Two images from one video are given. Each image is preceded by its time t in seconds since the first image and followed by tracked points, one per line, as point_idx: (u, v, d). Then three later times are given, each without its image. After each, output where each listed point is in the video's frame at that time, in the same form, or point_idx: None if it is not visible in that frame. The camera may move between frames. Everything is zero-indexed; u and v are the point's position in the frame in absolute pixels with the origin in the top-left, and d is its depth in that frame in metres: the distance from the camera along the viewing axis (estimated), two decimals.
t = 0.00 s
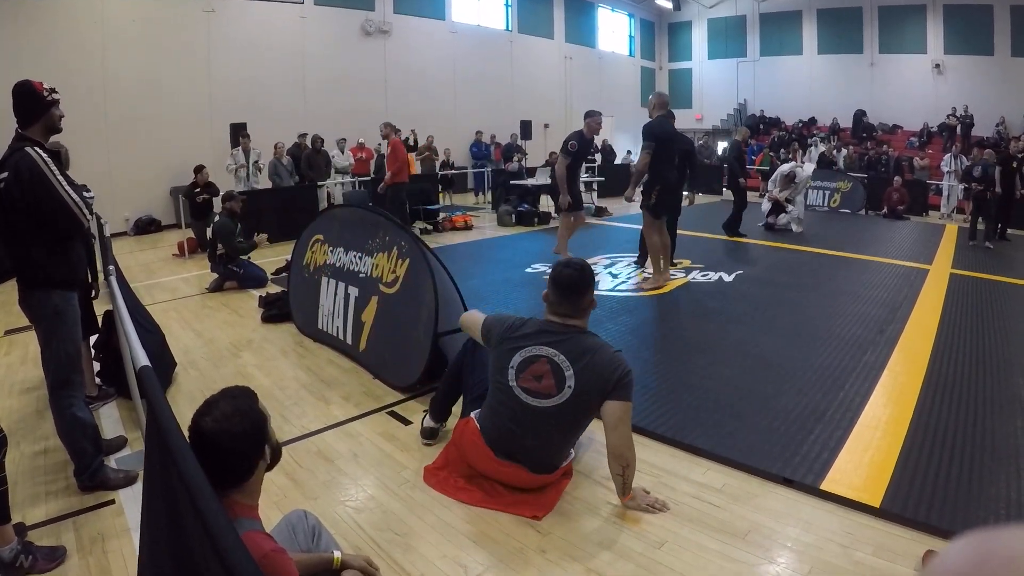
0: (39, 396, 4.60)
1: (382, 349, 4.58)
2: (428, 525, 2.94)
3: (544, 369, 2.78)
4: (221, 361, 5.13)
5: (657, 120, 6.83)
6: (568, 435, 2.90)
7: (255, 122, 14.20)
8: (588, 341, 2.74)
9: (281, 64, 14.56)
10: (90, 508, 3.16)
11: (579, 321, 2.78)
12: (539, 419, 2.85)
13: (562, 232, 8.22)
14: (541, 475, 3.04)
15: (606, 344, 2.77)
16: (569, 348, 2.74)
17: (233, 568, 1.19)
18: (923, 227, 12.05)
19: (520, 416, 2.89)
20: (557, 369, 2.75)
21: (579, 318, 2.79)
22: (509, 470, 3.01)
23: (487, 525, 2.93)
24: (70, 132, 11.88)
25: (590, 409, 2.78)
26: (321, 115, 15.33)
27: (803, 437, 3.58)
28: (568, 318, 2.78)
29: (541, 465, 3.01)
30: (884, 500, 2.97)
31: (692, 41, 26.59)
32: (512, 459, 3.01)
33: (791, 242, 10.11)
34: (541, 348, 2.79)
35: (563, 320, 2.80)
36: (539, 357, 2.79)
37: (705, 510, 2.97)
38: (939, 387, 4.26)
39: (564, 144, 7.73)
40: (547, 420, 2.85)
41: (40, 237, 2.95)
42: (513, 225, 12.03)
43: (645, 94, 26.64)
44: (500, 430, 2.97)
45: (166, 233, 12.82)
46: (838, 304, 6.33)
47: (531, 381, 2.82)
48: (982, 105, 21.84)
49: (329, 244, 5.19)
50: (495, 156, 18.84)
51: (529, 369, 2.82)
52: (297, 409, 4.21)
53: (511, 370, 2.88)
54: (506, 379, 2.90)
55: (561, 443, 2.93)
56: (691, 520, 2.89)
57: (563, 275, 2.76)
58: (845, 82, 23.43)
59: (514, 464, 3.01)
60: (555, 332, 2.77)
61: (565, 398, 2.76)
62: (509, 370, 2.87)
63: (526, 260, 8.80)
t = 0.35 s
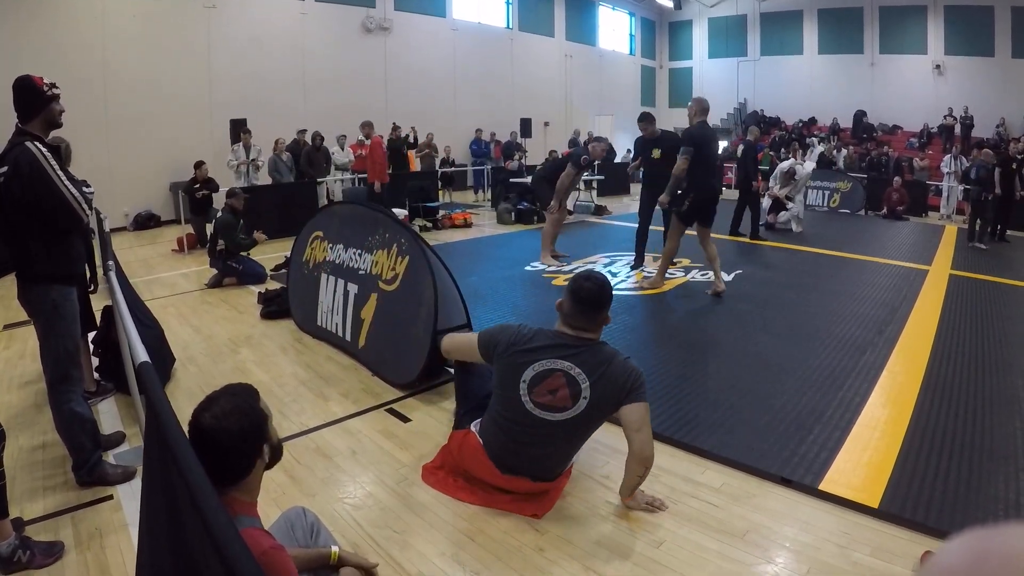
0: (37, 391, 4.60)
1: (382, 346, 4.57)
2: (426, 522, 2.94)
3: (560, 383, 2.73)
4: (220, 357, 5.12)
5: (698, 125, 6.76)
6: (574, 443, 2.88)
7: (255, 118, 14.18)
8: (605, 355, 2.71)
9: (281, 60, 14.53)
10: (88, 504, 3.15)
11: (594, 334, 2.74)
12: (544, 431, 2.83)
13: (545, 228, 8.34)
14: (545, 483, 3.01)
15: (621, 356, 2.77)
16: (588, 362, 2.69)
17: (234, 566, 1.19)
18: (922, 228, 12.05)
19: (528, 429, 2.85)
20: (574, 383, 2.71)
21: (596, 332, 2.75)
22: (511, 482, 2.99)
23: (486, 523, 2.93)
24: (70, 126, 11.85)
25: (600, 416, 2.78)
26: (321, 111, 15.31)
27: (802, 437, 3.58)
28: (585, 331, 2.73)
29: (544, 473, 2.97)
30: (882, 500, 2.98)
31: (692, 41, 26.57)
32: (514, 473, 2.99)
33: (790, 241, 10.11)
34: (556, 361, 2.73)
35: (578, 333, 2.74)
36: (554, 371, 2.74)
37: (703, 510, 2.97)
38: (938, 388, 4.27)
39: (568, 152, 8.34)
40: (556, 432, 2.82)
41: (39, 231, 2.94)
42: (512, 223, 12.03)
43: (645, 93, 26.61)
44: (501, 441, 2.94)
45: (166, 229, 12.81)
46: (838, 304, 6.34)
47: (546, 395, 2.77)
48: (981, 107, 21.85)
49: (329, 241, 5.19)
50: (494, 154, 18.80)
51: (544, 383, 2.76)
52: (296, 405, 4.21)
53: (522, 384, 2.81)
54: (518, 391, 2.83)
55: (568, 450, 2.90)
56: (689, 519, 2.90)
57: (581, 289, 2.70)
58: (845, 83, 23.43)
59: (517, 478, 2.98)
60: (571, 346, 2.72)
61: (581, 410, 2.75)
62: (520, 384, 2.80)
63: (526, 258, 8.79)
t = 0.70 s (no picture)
0: (39, 389, 4.60)
1: (383, 345, 4.57)
2: (427, 522, 2.95)
3: (530, 370, 2.77)
4: (222, 356, 5.13)
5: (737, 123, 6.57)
6: (555, 438, 2.90)
7: (256, 118, 14.20)
8: (577, 347, 2.74)
9: (283, 59, 14.54)
10: (89, 501, 3.16)
11: (568, 326, 2.78)
12: (518, 424, 2.88)
13: (544, 228, 8.32)
14: (529, 483, 3.03)
15: (596, 352, 2.79)
16: (557, 351, 2.73)
17: (234, 566, 1.19)
18: (924, 228, 12.04)
19: (503, 419, 2.90)
20: (543, 371, 2.74)
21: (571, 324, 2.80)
22: (493, 480, 3.05)
23: (487, 522, 2.93)
24: (72, 125, 11.86)
25: (575, 411, 2.76)
26: (322, 110, 15.31)
27: (803, 438, 3.58)
28: (560, 322, 2.79)
29: (527, 470, 3.00)
30: (883, 501, 2.98)
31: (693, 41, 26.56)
32: (497, 470, 3.05)
33: (791, 242, 10.12)
34: (527, 348, 2.78)
35: (552, 323, 2.80)
36: (525, 357, 2.78)
37: (705, 511, 2.97)
38: (939, 389, 4.26)
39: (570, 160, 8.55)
40: (530, 425, 2.85)
41: (41, 229, 2.94)
42: (514, 223, 12.04)
43: (646, 93, 26.61)
44: (485, 440, 3.01)
45: (168, 227, 12.82)
46: (838, 304, 6.34)
47: (516, 381, 2.81)
48: (982, 107, 21.82)
49: (331, 240, 5.19)
50: (496, 154, 18.79)
51: (515, 368, 2.81)
52: (297, 404, 4.21)
53: (495, 368, 2.88)
54: (493, 377, 2.89)
55: (549, 445, 2.92)
56: (689, 520, 2.90)
57: (558, 281, 2.79)
58: (847, 83, 23.40)
59: (499, 476, 3.04)
60: (543, 333, 2.77)
61: (549, 400, 2.76)
62: (494, 367, 2.87)
63: (527, 258, 8.79)
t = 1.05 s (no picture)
0: (42, 390, 4.61)
1: (386, 346, 4.57)
2: (431, 522, 2.94)
3: (470, 355, 2.92)
4: (224, 356, 5.14)
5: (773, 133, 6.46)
6: (522, 419, 2.96)
7: (258, 119, 14.21)
8: (511, 328, 2.90)
9: (285, 60, 14.56)
10: (92, 502, 3.17)
11: (501, 308, 2.95)
12: (479, 410, 2.99)
13: (544, 228, 8.28)
14: (508, 469, 3.06)
15: (533, 332, 2.94)
16: (491, 333, 2.89)
17: (237, 567, 1.19)
18: (926, 227, 12.02)
19: (464, 408, 3.03)
20: (482, 354, 2.90)
21: (504, 305, 2.97)
22: (472, 471, 3.11)
23: (490, 523, 2.93)
24: (75, 126, 11.87)
25: (530, 393, 2.88)
26: (324, 111, 15.32)
27: (805, 438, 3.57)
28: (492, 305, 2.97)
29: (502, 457, 3.05)
30: (886, 501, 2.97)
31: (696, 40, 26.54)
32: (476, 461, 3.12)
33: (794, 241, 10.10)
34: (464, 334, 2.95)
35: (487, 307, 2.98)
36: (465, 344, 2.95)
37: (707, 511, 2.96)
38: (942, 389, 4.25)
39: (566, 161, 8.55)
40: (488, 410, 2.96)
41: (42, 230, 2.95)
42: (516, 223, 12.04)
43: (648, 93, 26.60)
44: (461, 431, 3.10)
45: (171, 228, 12.84)
46: (841, 304, 6.33)
47: (460, 368, 2.97)
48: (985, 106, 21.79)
49: (333, 241, 5.19)
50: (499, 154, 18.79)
51: (458, 355, 2.97)
52: (299, 404, 4.22)
53: (443, 359, 3.06)
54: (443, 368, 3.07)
55: (518, 425, 2.98)
56: (693, 520, 2.89)
57: (487, 267, 2.97)
58: (850, 82, 23.35)
59: (478, 466, 3.10)
60: (478, 318, 2.94)
61: (491, 381, 2.89)
62: (442, 359, 3.05)
63: (529, 258, 8.79)
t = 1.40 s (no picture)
0: (44, 390, 4.61)
1: (388, 347, 4.57)
2: (432, 523, 2.94)
3: (464, 348, 2.94)
4: (226, 357, 5.14)
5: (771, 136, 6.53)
6: (524, 407, 3.01)
7: (261, 119, 14.23)
8: (496, 317, 2.94)
9: (288, 61, 14.58)
10: (94, 503, 3.17)
11: (482, 299, 2.98)
12: (476, 399, 2.99)
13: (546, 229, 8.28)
14: (509, 459, 3.05)
15: (517, 318, 3.00)
16: (480, 326, 2.93)
17: (239, 566, 1.20)
18: (928, 228, 12.01)
19: (461, 401, 3.03)
20: (475, 344, 2.93)
21: (484, 296, 3.00)
22: (472, 465, 3.10)
23: (492, 524, 2.93)
24: (78, 127, 11.89)
25: (532, 371, 2.95)
26: (326, 111, 15.34)
27: (808, 439, 3.56)
28: (472, 299, 2.99)
29: (502, 444, 3.05)
30: (889, 503, 2.96)
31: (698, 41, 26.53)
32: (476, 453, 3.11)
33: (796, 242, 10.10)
34: (454, 332, 2.97)
35: (468, 301, 3.00)
36: (457, 340, 2.96)
37: (709, 512, 2.96)
38: (945, 390, 4.24)
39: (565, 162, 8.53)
40: (487, 397, 2.97)
41: (45, 231, 2.95)
42: (518, 223, 12.04)
43: (651, 93, 26.60)
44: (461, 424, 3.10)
45: (173, 229, 12.86)
46: (844, 305, 6.32)
47: (455, 362, 2.98)
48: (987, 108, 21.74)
49: (336, 241, 5.19)
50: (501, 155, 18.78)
51: (451, 351, 2.99)
52: (301, 405, 4.22)
53: (436, 359, 3.06)
54: (436, 367, 3.08)
55: (515, 413, 3.00)
56: (695, 521, 2.89)
57: (459, 263, 3.00)
58: (852, 83, 23.31)
59: (479, 457, 3.09)
60: (463, 313, 2.97)
61: (489, 368, 2.92)
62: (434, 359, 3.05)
63: (531, 259, 8.80)
